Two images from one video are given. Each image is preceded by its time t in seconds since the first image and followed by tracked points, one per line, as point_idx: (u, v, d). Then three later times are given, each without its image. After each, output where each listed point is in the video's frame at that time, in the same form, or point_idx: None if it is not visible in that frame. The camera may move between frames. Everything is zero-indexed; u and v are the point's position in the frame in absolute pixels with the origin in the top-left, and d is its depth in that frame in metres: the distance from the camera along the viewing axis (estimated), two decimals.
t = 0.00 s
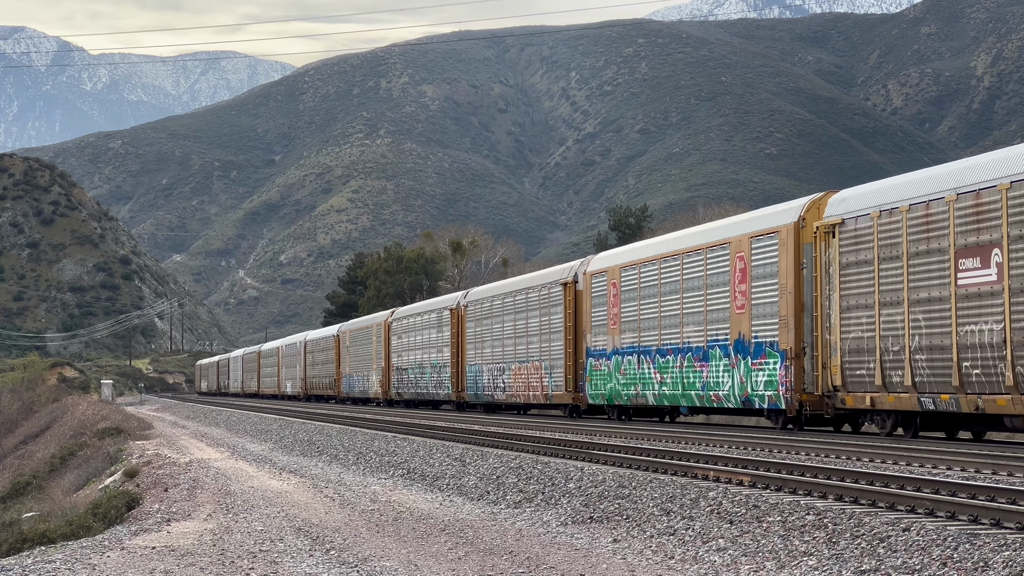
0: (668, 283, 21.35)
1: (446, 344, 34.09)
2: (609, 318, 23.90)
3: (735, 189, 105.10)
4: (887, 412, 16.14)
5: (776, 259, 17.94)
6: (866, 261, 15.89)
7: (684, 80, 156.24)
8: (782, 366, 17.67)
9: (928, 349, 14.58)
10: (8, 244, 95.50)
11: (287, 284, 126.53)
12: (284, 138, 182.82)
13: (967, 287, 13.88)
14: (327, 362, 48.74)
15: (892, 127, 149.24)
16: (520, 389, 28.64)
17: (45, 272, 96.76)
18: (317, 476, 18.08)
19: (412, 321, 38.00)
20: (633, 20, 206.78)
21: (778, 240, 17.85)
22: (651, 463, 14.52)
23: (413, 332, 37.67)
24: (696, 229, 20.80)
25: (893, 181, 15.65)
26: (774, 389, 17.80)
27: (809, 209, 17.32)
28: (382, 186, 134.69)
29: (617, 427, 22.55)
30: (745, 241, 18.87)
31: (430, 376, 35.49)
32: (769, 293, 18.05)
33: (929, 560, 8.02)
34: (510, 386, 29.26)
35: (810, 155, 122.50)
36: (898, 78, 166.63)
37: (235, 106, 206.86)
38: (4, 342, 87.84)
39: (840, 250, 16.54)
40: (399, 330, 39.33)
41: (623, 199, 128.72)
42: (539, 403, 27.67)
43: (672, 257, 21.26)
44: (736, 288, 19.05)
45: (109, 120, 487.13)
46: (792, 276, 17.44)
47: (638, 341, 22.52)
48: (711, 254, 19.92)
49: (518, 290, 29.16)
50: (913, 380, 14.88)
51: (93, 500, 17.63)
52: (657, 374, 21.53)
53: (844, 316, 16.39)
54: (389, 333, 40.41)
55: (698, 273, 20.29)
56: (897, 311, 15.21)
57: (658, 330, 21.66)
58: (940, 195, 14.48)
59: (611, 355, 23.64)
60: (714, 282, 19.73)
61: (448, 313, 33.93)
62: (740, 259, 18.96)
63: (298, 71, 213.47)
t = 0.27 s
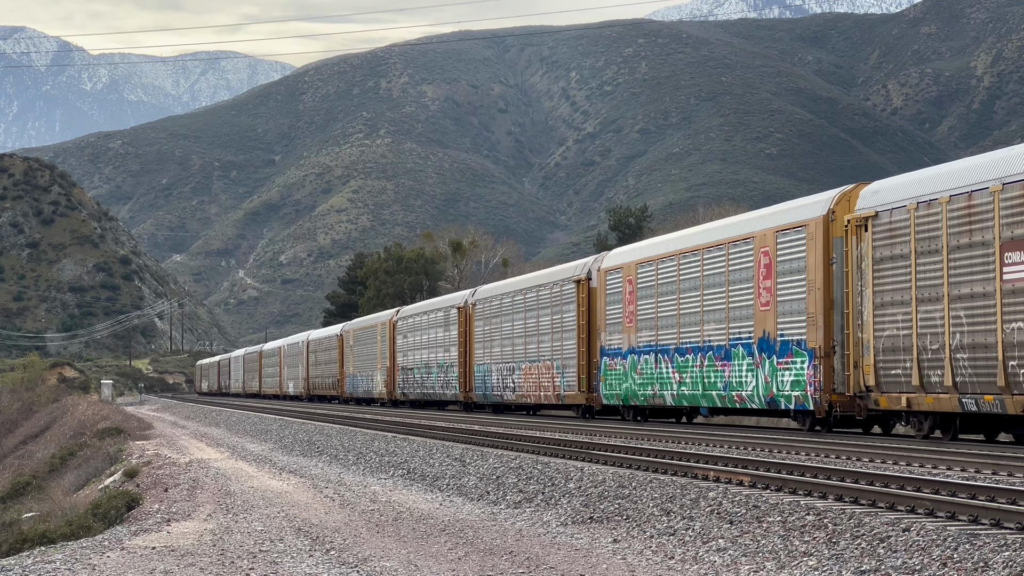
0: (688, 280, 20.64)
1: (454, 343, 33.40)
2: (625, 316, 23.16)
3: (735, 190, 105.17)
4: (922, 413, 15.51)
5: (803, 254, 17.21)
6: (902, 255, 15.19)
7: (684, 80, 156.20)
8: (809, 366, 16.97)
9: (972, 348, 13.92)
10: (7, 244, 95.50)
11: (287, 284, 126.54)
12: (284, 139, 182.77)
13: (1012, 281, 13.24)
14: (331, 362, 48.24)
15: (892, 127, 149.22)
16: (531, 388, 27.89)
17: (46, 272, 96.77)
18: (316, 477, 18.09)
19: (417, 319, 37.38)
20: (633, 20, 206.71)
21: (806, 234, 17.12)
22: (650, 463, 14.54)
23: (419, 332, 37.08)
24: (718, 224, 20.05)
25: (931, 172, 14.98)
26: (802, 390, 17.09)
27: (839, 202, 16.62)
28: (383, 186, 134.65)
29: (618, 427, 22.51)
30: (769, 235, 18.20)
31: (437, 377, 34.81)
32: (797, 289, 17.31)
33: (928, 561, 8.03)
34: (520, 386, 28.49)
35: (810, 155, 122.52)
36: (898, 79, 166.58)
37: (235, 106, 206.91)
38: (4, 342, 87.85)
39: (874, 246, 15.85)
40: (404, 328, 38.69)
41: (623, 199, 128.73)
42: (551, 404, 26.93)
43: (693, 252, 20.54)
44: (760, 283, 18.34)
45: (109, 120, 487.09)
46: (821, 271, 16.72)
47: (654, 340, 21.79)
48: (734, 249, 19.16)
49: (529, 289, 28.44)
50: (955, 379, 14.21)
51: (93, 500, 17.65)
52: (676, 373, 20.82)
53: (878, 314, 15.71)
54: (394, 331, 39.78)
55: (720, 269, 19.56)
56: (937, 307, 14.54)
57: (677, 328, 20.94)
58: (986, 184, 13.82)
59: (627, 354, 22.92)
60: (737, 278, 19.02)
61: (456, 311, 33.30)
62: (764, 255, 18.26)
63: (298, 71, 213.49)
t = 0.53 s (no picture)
0: (709, 277, 19.94)
1: (461, 342, 32.84)
2: (642, 314, 22.48)
3: (735, 190, 105.21)
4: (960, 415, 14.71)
5: (834, 249, 16.42)
6: (942, 249, 14.36)
7: (684, 80, 156.22)
8: (841, 365, 16.19)
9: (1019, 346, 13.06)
10: (7, 244, 95.48)
11: (287, 284, 126.58)
12: (284, 139, 182.74)
13: None
14: (334, 362, 47.83)
15: (892, 127, 149.28)
16: (543, 389, 27.29)
17: (45, 272, 96.76)
18: (317, 477, 18.09)
19: (424, 318, 36.83)
20: (633, 20, 206.72)
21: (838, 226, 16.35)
22: (650, 463, 14.54)
23: (425, 330, 36.57)
24: (741, 218, 19.31)
25: (975, 161, 14.18)
26: (832, 390, 16.35)
27: (872, 193, 15.85)
28: (383, 186, 134.67)
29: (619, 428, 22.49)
30: (796, 229, 17.45)
31: (444, 376, 34.26)
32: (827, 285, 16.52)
33: (929, 559, 8.04)
34: (532, 386, 27.88)
35: (810, 155, 122.52)
36: (898, 78, 166.63)
37: (235, 106, 206.98)
38: (4, 342, 87.86)
39: (909, 238, 15.04)
40: (409, 327, 38.18)
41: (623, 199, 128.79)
42: (563, 404, 26.31)
43: (715, 248, 19.83)
44: (786, 280, 17.60)
45: (109, 120, 487.41)
46: (853, 266, 15.93)
47: (674, 338, 21.10)
48: (759, 245, 18.44)
49: (540, 286, 27.78)
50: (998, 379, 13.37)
51: (93, 501, 17.65)
52: (698, 373, 20.11)
53: (914, 311, 14.86)
54: (400, 329, 39.25)
55: (744, 264, 18.84)
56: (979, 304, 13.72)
57: (697, 326, 20.26)
58: None
59: (643, 354, 22.24)
60: (763, 275, 18.29)
61: (464, 309, 32.71)
62: (792, 249, 17.51)
63: (298, 71, 213.55)
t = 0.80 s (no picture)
0: (731, 272, 19.44)
1: (469, 342, 32.58)
2: (660, 311, 22.02)
3: (735, 190, 105.20)
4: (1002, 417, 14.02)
5: (866, 243, 15.83)
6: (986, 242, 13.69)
7: (684, 80, 156.21)
8: (873, 362, 15.58)
9: None
10: (7, 244, 95.44)
11: (287, 284, 126.58)
12: (284, 139, 182.67)
13: None
14: (337, 361, 47.55)
15: (893, 126, 149.27)
16: (554, 389, 26.93)
17: (45, 272, 96.76)
18: (317, 477, 18.08)
19: (429, 317, 36.53)
20: (634, 19, 206.54)
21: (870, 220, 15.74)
22: (650, 463, 14.53)
23: (431, 329, 36.27)
24: (765, 212, 18.78)
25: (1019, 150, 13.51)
26: (865, 390, 15.75)
27: (907, 184, 15.24)
28: (382, 186, 134.68)
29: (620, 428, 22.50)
30: (824, 222, 16.88)
31: (451, 376, 33.95)
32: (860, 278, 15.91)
33: (929, 560, 8.03)
34: (543, 386, 27.51)
35: (810, 155, 122.49)
36: (898, 78, 166.55)
37: (235, 106, 206.86)
38: (3, 342, 87.81)
39: (947, 232, 14.44)
40: (415, 326, 37.87)
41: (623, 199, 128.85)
42: (576, 404, 25.94)
43: (737, 243, 19.30)
44: (814, 275, 17.03)
45: (109, 120, 486.74)
46: (887, 261, 15.30)
47: (694, 336, 20.64)
48: (784, 239, 17.90)
49: (552, 284, 27.41)
50: None
51: (93, 500, 17.62)
52: (720, 372, 19.62)
53: (955, 306, 14.18)
54: (405, 328, 38.90)
55: (768, 259, 18.30)
56: None
57: (719, 324, 19.78)
58: None
59: (663, 352, 21.80)
60: (787, 271, 17.77)
61: (472, 307, 32.40)
62: (819, 244, 16.95)
63: (298, 70, 213.42)
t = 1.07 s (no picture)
0: (755, 268, 18.57)
1: (477, 341, 31.80)
2: (678, 308, 21.16)
3: (735, 190, 105.21)
4: None
5: (902, 237, 14.96)
6: None
7: (684, 80, 156.19)
8: (910, 362, 14.72)
9: None
10: (7, 244, 95.42)
11: (287, 284, 126.55)
12: (284, 139, 182.72)
13: None
14: (340, 360, 47.11)
15: (892, 127, 149.33)
16: (566, 389, 26.00)
17: (45, 272, 96.78)
18: (317, 477, 18.09)
19: (436, 315, 35.79)
20: (634, 19, 206.61)
21: (906, 212, 14.90)
22: (650, 463, 14.54)
23: (437, 327, 35.54)
24: (793, 204, 17.89)
25: None
26: (901, 389, 14.88)
27: (947, 174, 14.42)
28: (382, 186, 134.67)
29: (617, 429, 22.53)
30: (857, 215, 16.00)
31: (458, 376, 33.18)
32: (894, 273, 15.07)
33: (929, 560, 8.03)
34: (554, 386, 26.64)
35: (810, 155, 122.46)
36: (898, 78, 166.58)
37: (235, 106, 206.96)
38: (3, 342, 87.79)
39: (991, 224, 13.60)
40: (421, 325, 37.20)
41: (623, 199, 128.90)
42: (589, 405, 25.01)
43: (762, 236, 18.41)
44: (844, 271, 16.18)
45: (109, 120, 486.91)
46: (924, 254, 14.47)
47: (715, 334, 19.77)
48: (812, 232, 17.05)
49: (565, 280, 26.60)
50: None
51: (93, 501, 17.62)
52: (743, 373, 18.75)
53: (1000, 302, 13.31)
54: (410, 327, 38.24)
55: (795, 254, 17.42)
56: None
57: (742, 321, 18.91)
58: None
59: (681, 351, 20.91)
60: (816, 266, 16.91)
61: (480, 305, 31.61)
62: (850, 238, 16.09)
63: (298, 70, 213.51)
